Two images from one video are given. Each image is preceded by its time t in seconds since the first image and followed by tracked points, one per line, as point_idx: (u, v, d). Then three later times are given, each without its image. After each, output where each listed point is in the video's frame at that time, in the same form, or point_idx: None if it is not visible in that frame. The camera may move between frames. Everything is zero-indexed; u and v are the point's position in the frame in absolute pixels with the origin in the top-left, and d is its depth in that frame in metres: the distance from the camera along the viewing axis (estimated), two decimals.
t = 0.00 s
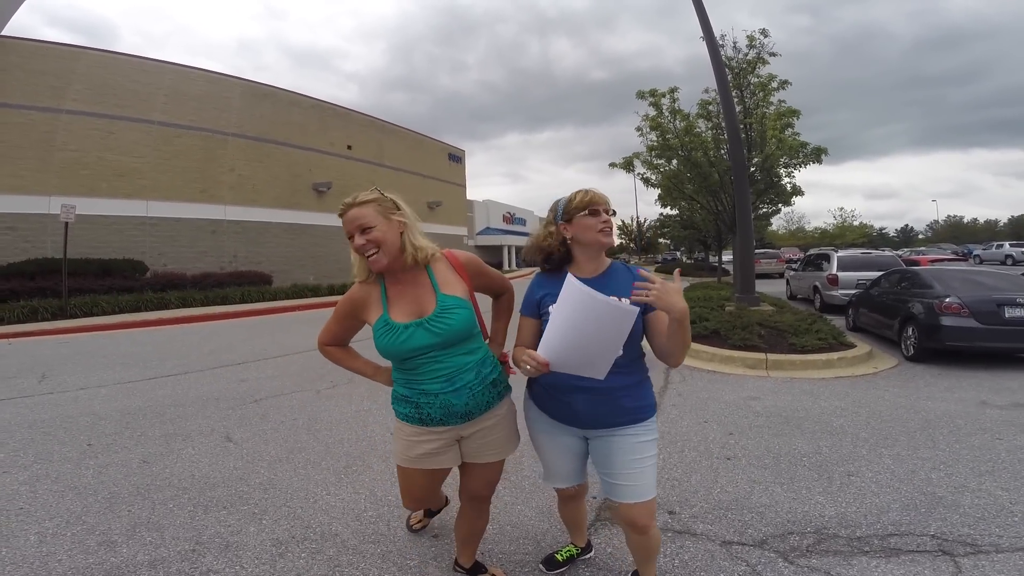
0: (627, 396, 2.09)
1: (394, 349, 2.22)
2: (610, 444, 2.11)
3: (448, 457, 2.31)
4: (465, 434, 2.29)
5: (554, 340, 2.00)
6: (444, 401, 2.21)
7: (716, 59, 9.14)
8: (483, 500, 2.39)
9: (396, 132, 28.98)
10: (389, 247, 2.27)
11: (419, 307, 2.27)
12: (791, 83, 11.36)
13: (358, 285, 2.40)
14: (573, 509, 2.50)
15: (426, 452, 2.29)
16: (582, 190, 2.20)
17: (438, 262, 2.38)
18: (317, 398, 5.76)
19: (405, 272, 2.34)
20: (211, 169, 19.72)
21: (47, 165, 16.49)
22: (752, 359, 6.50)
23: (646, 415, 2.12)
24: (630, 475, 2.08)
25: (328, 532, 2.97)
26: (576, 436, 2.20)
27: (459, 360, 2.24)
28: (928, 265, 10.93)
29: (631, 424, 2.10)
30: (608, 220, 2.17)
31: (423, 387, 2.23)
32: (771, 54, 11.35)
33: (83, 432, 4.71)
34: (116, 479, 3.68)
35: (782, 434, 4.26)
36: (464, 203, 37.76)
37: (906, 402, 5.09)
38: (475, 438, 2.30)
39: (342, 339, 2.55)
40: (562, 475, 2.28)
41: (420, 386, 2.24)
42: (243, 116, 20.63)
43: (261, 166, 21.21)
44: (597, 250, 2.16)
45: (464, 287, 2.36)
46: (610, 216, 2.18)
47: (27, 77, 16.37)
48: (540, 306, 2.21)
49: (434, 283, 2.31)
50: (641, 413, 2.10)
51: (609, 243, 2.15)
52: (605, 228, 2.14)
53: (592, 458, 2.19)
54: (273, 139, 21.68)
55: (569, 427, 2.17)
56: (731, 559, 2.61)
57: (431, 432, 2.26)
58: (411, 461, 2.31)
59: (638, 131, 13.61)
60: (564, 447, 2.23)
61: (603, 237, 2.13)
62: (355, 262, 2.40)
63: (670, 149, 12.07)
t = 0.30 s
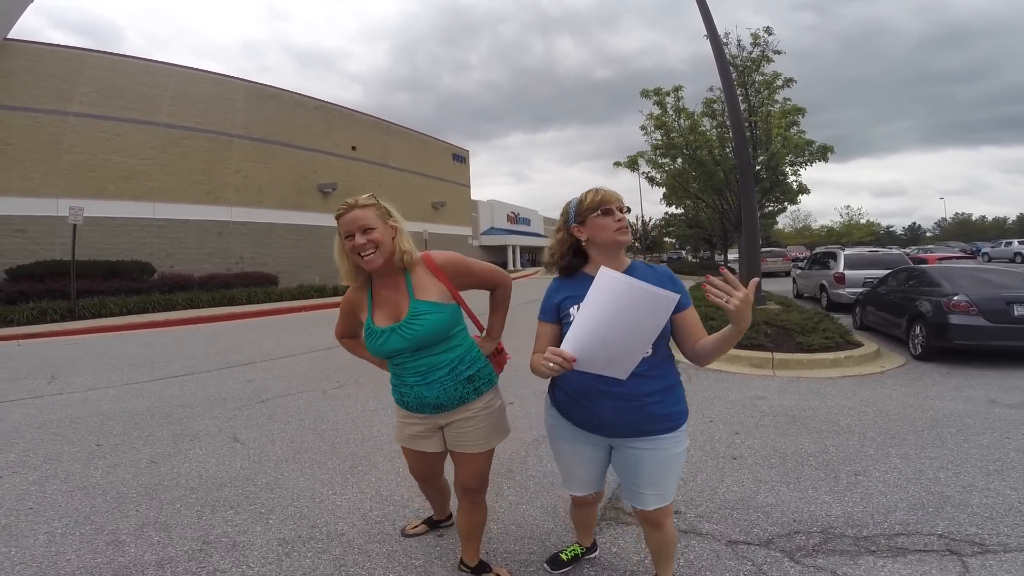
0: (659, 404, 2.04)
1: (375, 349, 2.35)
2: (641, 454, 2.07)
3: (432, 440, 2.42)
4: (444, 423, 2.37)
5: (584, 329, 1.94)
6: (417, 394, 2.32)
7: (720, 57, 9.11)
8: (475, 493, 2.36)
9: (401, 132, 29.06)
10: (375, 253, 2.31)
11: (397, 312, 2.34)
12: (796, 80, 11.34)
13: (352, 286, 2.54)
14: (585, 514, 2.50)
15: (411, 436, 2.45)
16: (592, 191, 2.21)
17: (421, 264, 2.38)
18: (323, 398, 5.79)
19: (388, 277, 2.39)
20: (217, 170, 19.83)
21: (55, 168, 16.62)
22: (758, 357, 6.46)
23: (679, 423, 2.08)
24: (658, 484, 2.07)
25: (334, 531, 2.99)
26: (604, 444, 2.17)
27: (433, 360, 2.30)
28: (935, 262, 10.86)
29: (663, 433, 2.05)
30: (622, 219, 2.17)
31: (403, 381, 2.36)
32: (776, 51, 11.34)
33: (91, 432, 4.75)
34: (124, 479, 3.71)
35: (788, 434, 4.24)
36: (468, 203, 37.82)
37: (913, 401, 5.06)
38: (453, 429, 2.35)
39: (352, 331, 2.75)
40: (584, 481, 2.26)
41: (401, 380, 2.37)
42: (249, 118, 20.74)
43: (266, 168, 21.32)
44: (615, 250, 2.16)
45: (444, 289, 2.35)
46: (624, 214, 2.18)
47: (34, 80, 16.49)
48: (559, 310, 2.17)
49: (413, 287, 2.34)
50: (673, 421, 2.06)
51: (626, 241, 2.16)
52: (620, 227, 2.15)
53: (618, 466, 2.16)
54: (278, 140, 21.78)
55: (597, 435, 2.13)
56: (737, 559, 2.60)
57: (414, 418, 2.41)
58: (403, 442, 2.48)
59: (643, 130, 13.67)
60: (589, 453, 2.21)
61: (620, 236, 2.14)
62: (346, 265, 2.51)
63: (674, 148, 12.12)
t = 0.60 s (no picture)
0: (681, 409, 1.98)
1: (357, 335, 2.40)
2: (659, 462, 2.04)
3: (406, 424, 2.44)
4: (418, 412, 2.37)
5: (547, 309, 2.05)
6: (390, 382, 2.35)
7: (714, 56, 9.14)
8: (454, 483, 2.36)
9: (396, 131, 28.99)
10: (364, 247, 2.34)
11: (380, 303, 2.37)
12: (790, 79, 11.35)
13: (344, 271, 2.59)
14: (588, 514, 2.50)
15: (391, 421, 2.48)
16: (606, 184, 2.22)
17: (408, 259, 2.38)
18: (317, 397, 5.78)
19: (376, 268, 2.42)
20: (210, 168, 19.72)
21: (46, 166, 16.48)
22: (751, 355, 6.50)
23: (702, 427, 2.03)
24: (675, 491, 2.04)
25: (328, 530, 2.98)
26: (620, 451, 2.15)
27: (406, 352, 2.31)
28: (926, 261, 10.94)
29: (684, 438, 2.00)
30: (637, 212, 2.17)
31: (380, 367, 2.40)
32: (770, 50, 11.35)
33: (83, 432, 4.72)
34: (117, 478, 3.69)
35: (780, 431, 4.27)
36: (463, 201, 37.80)
37: (904, 398, 5.10)
38: (424, 418, 2.35)
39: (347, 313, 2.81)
40: (596, 486, 2.28)
41: (379, 367, 2.41)
42: (242, 115, 20.61)
43: (260, 166, 21.22)
44: (631, 245, 2.15)
45: (425, 286, 2.34)
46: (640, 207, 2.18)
47: (24, 78, 16.33)
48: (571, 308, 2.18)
49: (397, 281, 2.35)
50: (697, 426, 2.01)
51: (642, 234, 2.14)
52: (633, 220, 2.13)
53: (636, 471, 2.14)
54: (272, 139, 21.68)
55: (614, 441, 2.10)
56: (730, 556, 2.61)
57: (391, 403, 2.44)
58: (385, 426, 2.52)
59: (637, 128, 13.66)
60: (605, 460, 2.20)
61: (635, 230, 2.13)
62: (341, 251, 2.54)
63: (668, 147, 12.14)
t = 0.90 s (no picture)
0: (666, 415, 1.99)
1: (345, 333, 2.38)
2: (645, 463, 2.05)
3: (393, 419, 2.43)
4: (405, 408, 2.38)
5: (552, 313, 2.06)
6: (378, 380, 2.34)
7: (706, 59, 9.20)
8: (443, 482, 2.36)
9: (387, 130, 28.90)
10: (361, 245, 2.33)
11: (370, 302, 2.37)
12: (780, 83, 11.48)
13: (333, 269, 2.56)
14: (577, 513, 2.51)
15: (377, 418, 2.46)
16: (598, 185, 2.24)
17: (402, 261, 2.40)
18: (306, 396, 5.75)
19: (368, 267, 2.41)
20: (199, 166, 19.54)
21: (31, 163, 16.26)
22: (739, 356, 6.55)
23: (688, 432, 2.03)
24: (660, 493, 2.06)
25: (315, 530, 2.98)
26: (608, 451, 2.18)
27: (395, 350, 2.31)
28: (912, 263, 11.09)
29: (668, 444, 2.01)
30: (616, 210, 2.13)
31: (366, 365, 2.39)
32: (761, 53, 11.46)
33: (67, 431, 4.66)
34: (101, 478, 3.66)
35: (767, 431, 4.31)
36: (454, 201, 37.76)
37: (889, 399, 5.18)
38: (412, 413, 2.35)
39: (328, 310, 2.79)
40: (584, 485, 2.30)
41: (366, 365, 2.40)
42: (232, 113, 20.43)
43: (249, 164, 21.06)
44: (617, 245, 2.15)
45: (417, 287, 2.36)
46: (619, 206, 2.13)
47: (10, 73, 16.10)
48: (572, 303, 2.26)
49: (390, 281, 2.35)
50: (686, 431, 2.02)
51: (621, 235, 2.11)
52: (608, 219, 2.13)
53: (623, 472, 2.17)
54: (262, 137, 21.52)
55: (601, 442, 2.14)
56: (716, 555, 2.64)
57: (377, 401, 2.43)
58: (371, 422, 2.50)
59: (629, 129, 13.73)
60: (594, 456, 2.21)
61: (608, 229, 2.13)
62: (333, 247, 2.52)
63: (659, 149, 12.15)
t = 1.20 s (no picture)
0: (641, 416, 2.01)
1: (347, 330, 2.32)
2: (622, 457, 2.09)
3: (393, 423, 2.42)
4: (405, 409, 2.37)
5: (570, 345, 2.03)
6: (380, 382, 2.31)
7: (703, 58, 9.20)
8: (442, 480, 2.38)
9: (384, 128, 28.85)
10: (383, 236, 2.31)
11: (376, 298, 2.33)
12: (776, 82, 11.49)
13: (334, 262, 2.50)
14: (570, 507, 2.54)
15: (374, 420, 2.44)
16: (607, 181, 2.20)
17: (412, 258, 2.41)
18: (304, 394, 5.76)
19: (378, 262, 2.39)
20: (195, 164, 19.48)
21: (26, 161, 16.19)
22: (736, 354, 6.57)
23: (665, 435, 2.02)
24: (637, 489, 2.08)
25: (314, 528, 2.98)
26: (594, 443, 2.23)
27: (400, 350, 2.30)
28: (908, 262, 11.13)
29: (644, 443, 2.03)
30: (615, 210, 2.10)
31: (366, 367, 2.35)
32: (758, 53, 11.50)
33: (64, 429, 4.66)
34: (99, 476, 3.66)
35: (764, 429, 4.33)
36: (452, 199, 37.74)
37: (884, 397, 5.20)
38: (415, 413, 2.35)
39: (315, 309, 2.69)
40: (571, 475, 2.34)
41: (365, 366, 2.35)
42: (228, 111, 20.37)
43: (246, 162, 21.00)
44: (620, 244, 2.14)
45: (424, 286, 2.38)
46: (618, 205, 2.09)
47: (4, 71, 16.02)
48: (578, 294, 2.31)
49: (401, 278, 2.35)
50: (662, 432, 2.02)
51: (619, 235, 2.11)
52: (608, 219, 2.11)
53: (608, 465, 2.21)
54: (259, 135, 21.46)
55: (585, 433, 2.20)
56: (713, 553, 2.66)
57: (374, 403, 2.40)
58: (368, 427, 2.48)
59: (626, 128, 13.77)
60: (581, 444, 2.26)
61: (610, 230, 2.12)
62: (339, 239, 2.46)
63: (656, 147, 12.24)
